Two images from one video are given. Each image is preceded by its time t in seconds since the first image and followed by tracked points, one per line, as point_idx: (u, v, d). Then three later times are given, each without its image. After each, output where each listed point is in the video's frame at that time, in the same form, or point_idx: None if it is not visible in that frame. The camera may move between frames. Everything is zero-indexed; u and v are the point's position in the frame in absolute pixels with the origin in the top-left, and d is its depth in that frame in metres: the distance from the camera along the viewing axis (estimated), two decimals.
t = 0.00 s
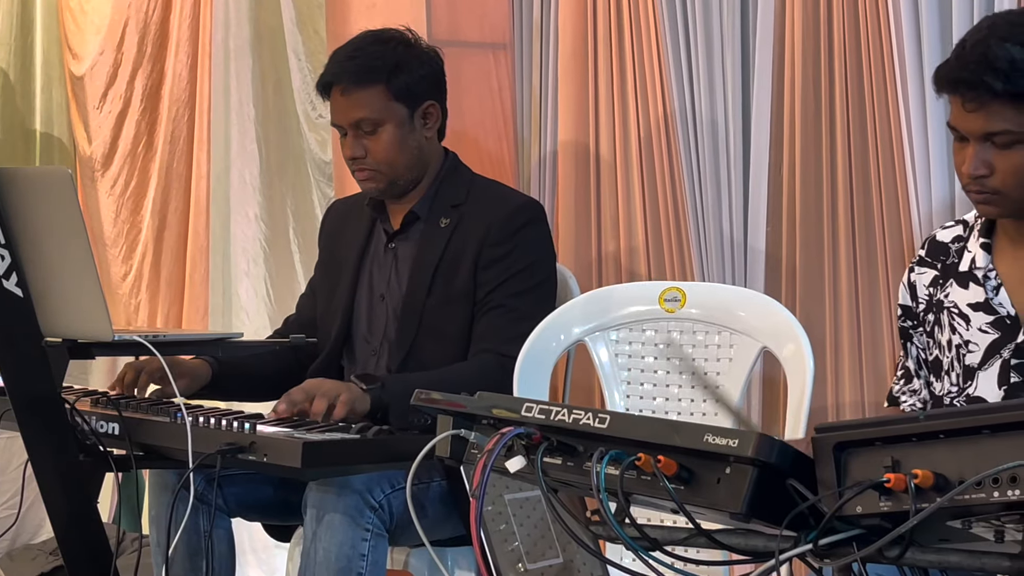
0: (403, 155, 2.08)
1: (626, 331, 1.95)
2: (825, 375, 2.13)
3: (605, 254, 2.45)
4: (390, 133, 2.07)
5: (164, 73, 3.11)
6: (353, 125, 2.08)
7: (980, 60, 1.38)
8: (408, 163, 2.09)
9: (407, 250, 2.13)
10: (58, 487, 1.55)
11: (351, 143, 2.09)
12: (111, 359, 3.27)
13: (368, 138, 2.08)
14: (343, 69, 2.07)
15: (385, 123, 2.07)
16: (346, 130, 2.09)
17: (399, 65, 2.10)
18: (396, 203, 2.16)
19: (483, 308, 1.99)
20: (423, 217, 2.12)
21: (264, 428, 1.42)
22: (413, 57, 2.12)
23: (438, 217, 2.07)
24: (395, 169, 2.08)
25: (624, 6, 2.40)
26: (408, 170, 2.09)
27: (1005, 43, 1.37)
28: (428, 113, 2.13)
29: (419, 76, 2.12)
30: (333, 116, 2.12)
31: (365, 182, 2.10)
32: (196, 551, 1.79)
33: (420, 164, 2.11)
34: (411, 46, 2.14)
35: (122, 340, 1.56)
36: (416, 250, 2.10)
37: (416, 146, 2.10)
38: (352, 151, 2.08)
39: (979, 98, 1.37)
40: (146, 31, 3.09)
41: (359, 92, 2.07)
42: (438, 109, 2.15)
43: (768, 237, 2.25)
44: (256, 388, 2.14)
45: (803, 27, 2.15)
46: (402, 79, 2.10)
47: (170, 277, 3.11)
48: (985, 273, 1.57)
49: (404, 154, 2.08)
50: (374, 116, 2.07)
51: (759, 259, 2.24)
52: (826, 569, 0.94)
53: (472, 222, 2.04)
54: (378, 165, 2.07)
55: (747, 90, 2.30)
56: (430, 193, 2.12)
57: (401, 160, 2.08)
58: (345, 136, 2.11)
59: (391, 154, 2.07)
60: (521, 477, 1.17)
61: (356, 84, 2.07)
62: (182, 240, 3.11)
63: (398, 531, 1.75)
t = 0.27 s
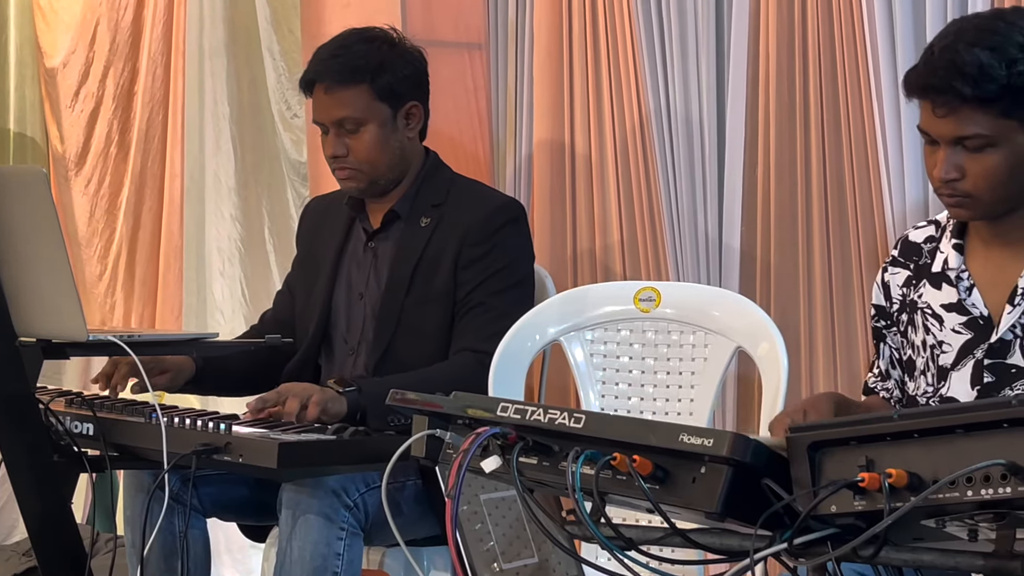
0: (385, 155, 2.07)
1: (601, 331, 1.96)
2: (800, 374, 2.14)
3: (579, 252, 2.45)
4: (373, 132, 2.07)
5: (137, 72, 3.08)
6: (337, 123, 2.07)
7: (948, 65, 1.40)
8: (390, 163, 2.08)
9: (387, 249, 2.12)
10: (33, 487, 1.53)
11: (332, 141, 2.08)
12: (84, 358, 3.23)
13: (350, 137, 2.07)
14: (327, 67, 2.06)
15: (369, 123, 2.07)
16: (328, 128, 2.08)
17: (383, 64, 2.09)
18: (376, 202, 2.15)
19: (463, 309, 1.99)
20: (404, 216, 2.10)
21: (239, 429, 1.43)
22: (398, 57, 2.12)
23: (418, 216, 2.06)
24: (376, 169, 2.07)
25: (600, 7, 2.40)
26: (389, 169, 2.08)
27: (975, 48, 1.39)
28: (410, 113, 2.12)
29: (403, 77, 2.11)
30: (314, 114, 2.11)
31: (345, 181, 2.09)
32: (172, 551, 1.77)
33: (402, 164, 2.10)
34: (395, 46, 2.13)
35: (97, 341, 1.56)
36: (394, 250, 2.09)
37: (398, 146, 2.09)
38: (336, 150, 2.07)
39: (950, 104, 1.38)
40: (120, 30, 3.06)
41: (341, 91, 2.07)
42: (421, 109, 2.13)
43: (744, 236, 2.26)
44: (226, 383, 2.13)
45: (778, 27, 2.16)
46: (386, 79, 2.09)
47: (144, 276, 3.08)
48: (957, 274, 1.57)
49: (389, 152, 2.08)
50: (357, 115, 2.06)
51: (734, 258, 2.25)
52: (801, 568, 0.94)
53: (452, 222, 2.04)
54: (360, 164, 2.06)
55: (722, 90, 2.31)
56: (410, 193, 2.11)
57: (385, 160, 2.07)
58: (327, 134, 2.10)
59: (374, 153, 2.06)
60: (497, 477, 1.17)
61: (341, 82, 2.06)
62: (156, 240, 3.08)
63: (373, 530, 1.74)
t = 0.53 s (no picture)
0: (365, 154, 2.06)
1: (579, 330, 1.96)
2: (776, 372, 2.16)
3: (557, 251, 2.46)
4: (354, 130, 2.06)
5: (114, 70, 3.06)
6: (319, 119, 2.06)
7: (924, 67, 1.39)
8: (371, 161, 2.07)
9: (366, 248, 2.11)
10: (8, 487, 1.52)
11: (312, 138, 2.07)
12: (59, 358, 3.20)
13: (331, 133, 2.07)
14: (310, 62, 2.05)
15: (351, 120, 2.06)
16: (310, 124, 2.07)
17: (368, 62, 2.09)
18: (355, 200, 2.14)
19: (444, 310, 1.98)
20: (383, 216, 2.10)
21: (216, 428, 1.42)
22: (384, 56, 2.12)
23: (398, 216, 2.06)
24: (356, 168, 2.06)
25: (577, 6, 2.40)
26: (369, 168, 2.07)
27: (949, 49, 1.38)
28: (393, 113, 2.12)
29: (388, 75, 2.12)
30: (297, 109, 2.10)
31: (324, 179, 2.08)
32: (148, 552, 1.76)
33: (383, 164, 2.09)
34: (384, 43, 2.13)
35: (71, 340, 1.53)
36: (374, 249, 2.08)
37: (379, 146, 2.08)
38: (316, 146, 2.06)
39: (925, 106, 1.38)
40: (96, 28, 3.03)
41: (325, 87, 2.06)
42: (403, 110, 2.13)
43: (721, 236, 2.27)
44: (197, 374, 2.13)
45: (756, 28, 2.17)
46: (370, 77, 2.09)
47: (122, 275, 3.03)
48: (934, 276, 1.58)
49: (369, 152, 2.07)
50: (340, 112, 2.06)
51: (711, 258, 2.26)
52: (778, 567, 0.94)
53: (432, 222, 2.03)
54: (340, 162, 2.06)
55: (699, 91, 2.31)
56: (391, 193, 2.10)
57: (365, 159, 2.06)
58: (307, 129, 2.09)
59: (354, 152, 2.06)
60: (474, 477, 1.17)
61: (323, 79, 2.06)
62: (134, 238, 3.05)
63: (350, 535, 1.72)
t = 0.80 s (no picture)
0: (328, 159, 2.05)
1: (558, 329, 1.95)
2: (755, 371, 2.17)
3: (536, 251, 2.46)
4: (318, 134, 2.05)
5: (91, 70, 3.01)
6: (285, 119, 2.06)
7: (904, 67, 1.38)
8: (333, 167, 2.06)
9: (344, 249, 2.11)
10: None
11: (278, 136, 2.08)
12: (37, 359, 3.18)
13: (295, 134, 2.06)
14: (288, 60, 2.05)
15: (315, 124, 2.05)
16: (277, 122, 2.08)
17: (335, 67, 2.06)
18: (331, 200, 2.13)
19: (420, 316, 1.98)
20: (361, 217, 2.10)
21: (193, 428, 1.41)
22: (354, 62, 2.08)
23: (376, 216, 2.04)
24: (318, 170, 2.05)
25: (555, 6, 2.40)
26: (333, 172, 2.06)
27: (928, 50, 1.37)
28: (362, 120, 2.08)
29: (357, 82, 2.08)
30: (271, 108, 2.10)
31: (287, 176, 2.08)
32: (126, 553, 1.75)
33: (348, 170, 2.07)
34: (359, 46, 2.10)
35: (47, 340, 1.52)
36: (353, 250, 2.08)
37: (343, 152, 2.06)
38: (280, 145, 2.07)
39: (905, 106, 1.38)
40: (74, 26, 3.00)
41: (296, 88, 2.05)
42: (373, 117, 2.09)
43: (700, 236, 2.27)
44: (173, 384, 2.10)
45: (734, 29, 2.18)
46: (336, 83, 2.06)
47: (99, 275, 3.00)
48: (913, 274, 1.55)
49: (332, 158, 2.05)
50: (304, 114, 2.05)
51: (689, 258, 2.26)
52: (757, 565, 0.94)
53: (410, 223, 2.03)
54: (301, 162, 2.06)
55: (678, 91, 2.32)
56: (369, 193, 2.10)
57: (327, 163, 2.05)
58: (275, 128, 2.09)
59: (317, 155, 2.05)
60: (453, 477, 1.16)
61: (294, 79, 2.05)
62: (110, 239, 3.01)
63: (329, 536, 1.72)
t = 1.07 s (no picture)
0: (304, 161, 2.04)
1: (539, 329, 1.95)
2: (736, 370, 2.18)
3: (518, 251, 2.45)
4: (294, 137, 2.04)
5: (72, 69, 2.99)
6: (261, 122, 2.05)
7: (896, 58, 1.35)
8: (307, 170, 2.05)
9: (324, 249, 2.10)
10: None
11: (254, 137, 2.07)
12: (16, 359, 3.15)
13: (271, 136, 2.05)
14: (265, 62, 2.04)
15: (290, 127, 2.04)
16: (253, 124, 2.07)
17: (311, 71, 2.05)
18: (311, 201, 2.12)
19: (400, 317, 1.97)
20: (341, 217, 2.09)
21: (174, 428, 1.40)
22: (332, 66, 2.07)
23: (357, 217, 2.04)
24: (292, 173, 2.04)
25: (537, 6, 2.40)
26: (309, 175, 2.05)
27: (921, 41, 1.35)
28: (337, 124, 2.06)
29: (333, 87, 2.06)
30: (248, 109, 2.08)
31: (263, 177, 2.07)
32: (106, 553, 1.72)
33: (326, 172, 2.06)
34: (336, 50, 2.08)
35: (27, 340, 1.52)
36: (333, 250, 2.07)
37: (317, 155, 2.05)
38: (255, 147, 2.06)
39: (896, 96, 1.35)
40: (55, 26, 2.98)
41: (275, 90, 2.03)
42: (349, 122, 2.07)
43: (681, 235, 2.28)
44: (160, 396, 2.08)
45: (714, 30, 2.18)
46: (312, 87, 2.04)
47: (77, 275, 2.98)
48: (897, 271, 1.52)
49: (307, 161, 2.04)
50: (280, 117, 2.03)
51: (671, 257, 2.27)
52: (738, 564, 0.95)
53: (390, 224, 2.02)
54: (276, 164, 2.05)
55: (659, 91, 2.32)
56: (348, 194, 2.09)
57: (302, 165, 2.04)
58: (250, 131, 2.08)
59: (293, 157, 2.04)
60: (435, 476, 1.16)
61: (272, 80, 2.03)
62: (90, 238, 2.99)
63: (310, 536, 1.72)
